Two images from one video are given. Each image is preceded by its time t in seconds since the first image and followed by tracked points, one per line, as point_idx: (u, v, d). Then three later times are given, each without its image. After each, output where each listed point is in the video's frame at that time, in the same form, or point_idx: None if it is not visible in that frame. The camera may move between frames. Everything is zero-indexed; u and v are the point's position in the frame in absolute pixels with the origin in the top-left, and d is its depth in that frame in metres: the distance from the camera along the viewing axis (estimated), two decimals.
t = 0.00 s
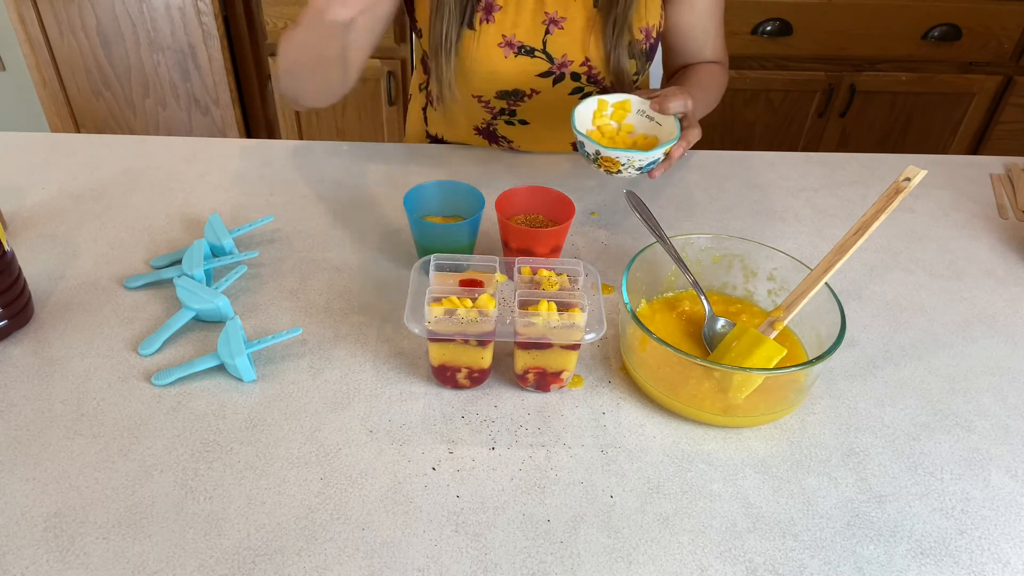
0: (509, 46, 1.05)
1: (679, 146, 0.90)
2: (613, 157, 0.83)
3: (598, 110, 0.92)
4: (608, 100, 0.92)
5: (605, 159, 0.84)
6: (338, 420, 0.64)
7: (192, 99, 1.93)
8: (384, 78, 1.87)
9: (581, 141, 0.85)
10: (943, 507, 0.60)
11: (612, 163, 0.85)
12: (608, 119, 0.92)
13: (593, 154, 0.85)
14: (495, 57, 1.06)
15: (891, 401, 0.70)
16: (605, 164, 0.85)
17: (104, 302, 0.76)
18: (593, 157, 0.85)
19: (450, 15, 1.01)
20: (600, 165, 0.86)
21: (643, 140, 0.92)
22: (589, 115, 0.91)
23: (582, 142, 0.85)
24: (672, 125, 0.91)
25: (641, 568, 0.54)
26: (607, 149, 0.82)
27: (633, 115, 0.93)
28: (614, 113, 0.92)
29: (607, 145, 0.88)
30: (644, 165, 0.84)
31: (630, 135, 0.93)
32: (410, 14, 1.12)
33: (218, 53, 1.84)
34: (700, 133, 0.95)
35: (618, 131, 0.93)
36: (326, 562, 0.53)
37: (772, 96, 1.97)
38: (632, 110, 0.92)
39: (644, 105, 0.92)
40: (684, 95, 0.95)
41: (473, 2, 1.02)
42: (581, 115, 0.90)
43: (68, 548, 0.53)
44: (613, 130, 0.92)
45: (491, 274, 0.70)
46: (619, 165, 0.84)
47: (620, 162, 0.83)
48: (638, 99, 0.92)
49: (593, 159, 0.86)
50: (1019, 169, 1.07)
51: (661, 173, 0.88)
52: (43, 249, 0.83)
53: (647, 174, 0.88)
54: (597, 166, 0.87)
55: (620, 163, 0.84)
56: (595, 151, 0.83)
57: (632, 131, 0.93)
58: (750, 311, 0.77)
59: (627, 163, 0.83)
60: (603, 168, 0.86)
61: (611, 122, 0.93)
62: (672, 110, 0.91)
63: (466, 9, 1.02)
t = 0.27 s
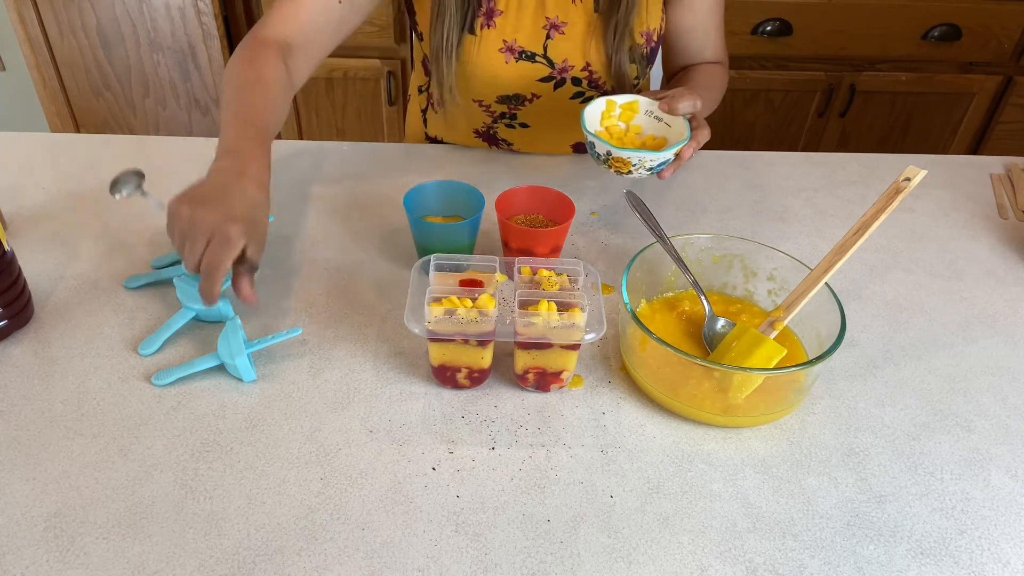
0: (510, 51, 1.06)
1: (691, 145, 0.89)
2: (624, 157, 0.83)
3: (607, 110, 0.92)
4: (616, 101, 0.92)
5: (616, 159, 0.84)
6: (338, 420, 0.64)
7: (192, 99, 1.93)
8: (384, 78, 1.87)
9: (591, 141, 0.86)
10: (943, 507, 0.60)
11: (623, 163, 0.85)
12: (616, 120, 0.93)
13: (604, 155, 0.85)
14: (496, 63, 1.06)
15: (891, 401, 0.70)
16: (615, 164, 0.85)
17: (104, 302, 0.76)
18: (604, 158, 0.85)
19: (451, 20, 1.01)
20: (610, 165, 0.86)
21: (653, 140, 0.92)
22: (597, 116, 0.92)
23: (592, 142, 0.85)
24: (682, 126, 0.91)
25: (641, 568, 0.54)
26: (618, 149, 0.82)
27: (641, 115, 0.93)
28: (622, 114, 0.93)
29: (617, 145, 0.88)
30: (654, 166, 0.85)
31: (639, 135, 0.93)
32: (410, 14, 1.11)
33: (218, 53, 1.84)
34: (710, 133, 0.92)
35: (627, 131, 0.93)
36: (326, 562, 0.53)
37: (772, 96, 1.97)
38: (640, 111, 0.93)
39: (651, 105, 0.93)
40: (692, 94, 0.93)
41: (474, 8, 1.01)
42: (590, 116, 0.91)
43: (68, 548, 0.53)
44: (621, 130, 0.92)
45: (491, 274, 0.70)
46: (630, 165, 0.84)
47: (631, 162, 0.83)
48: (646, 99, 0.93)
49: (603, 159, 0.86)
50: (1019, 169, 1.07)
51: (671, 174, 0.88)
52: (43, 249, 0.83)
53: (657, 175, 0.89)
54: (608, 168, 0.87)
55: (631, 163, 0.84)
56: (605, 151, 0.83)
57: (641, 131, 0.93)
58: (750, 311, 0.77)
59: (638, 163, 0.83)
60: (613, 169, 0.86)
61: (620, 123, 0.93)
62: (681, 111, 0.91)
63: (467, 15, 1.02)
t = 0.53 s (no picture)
0: (515, 57, 1.06)
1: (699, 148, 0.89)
2: (636, 162, 0.83)
3: (614, 114, 0.92)
4: (625, 104, 0.92)
5: (628, 164, 0.84)
6: (338, 420, 0.64)
7: (192, 99, 1.93)
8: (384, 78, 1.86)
9: (602, 146, 0.85)
10: (943, 507, 0.60)
11: (634, 168, 0.85)
12: (624, 124, 0.93)
13: (615, 160, 0.85)
14: (501, 69, 1.06)
15: (891, 401, 0.70)
16: (627, 169, 0.85)
17: (104, 302, 0.76)
18: (615, 163, 0.85)
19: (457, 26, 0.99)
20: (622, 170, 0.85)
21: (661, 143, 0.92)
22: (606, 119, 0.92)
23: (603, 147, 0.85)
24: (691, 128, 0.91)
25: (641, 569, 0.54)
26: (631, 154, 0.82)
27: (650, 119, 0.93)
28: (630, 118, 0.93)
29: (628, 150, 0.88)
30: (665, 170, 0.85)
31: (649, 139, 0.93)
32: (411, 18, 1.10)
33: (218, 53, 1.84)
34: (718, 134, 0.94)
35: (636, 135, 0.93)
36: (326, 562, 0.53)
37: (772, 96, 1.97)
38: (648, 114, 0.93)
39: (659, 108, 0.92)
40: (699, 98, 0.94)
41: (478, 16, 1.01)
42: (599, 120, 0.90)
43: (68, 548, 0.53)
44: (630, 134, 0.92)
45: (491, 274, 0.70)
46: (641, 170, 0.84)
47: (643, 166, 0.83)
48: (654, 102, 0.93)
49: (615, 164, 0.85)
50: (1019, 169, 1.07)
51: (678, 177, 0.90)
52: (43, 249, 0.83)
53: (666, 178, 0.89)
54: (618, 172, 0.87)
55: (643, 168, 0.84)
56: (618, 156, 0.82)
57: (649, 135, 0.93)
58: (750, 311, 0.77)
59: (650, 167, 0.83)
60: (623, 173, 0.86)
61: (628, 126, 0.93)
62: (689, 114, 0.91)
63: (472, 22, 1.01)
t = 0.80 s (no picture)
0: (515, 55, 1.06)
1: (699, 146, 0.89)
2: (636, 160, 0.83)
3: (615, 113, 0.92)
4: (624, 103, 0.92)
5: (628, 162, 0.84)
6: (338, 420, 0.64)
7: (192, 99, 1.93)
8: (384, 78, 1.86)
9: (601, 144, 0.85)
10: (943, 507, 0.59)
11: (634, 166, 0.85)
12: (624, 123, 0.93)
13: (615, 158, 0.85)
14: (502, 67, 1.06)
15: (891, 401, 0.70)
16: (626, 167, 0.85)
17: (104, 302, 0.76)
18: (615, 161, 0.85)
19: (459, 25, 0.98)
20: (622, 168, 0.86)
21: (660, 142, 0.92)
22: (606, 118, 0.92)
23: (603, 145, 0.85)
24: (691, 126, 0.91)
25: (641, 568, 0.54)
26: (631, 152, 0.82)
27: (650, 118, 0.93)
28: (630, 116, 0.93)
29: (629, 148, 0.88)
30: (665, 168, 0.85)
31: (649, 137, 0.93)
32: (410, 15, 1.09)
33: (218, 53, 1.84)
34: (718, 134, 0.94)
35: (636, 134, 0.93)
36: (326, 562, 0.53)
37: (772, 96, 1.97)
38: (647, 113, 0.93)
39: (659, 108, 0.93)
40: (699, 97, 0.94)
41: (479, 14, 1.01)
42: (598, 118, 0.90)
43: (68, 548, 0.53)
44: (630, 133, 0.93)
45: (491, 274, 0.70)
46: (641, 168, 0.84)
47: (643, 164, 0.83)
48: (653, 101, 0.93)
49: (615, 162, 0.86)
50: (1019, 169, 1.07)
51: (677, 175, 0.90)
52: (43, 249, 0.83)
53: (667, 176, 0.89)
54: (618, 170, 0.87)
55: (643, 166, 0.84)
56: (618, 153, 0.82)
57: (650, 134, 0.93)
58: (750, 311, 0.77)
59: (650, 165, 0.83)
60: (623, 171, 0.86)
61: (628, 125, 0.93)
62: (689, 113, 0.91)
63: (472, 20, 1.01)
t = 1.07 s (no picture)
0: (519, 54, 1.05)
1: (698, 142, 0.89)
2: (636, 154, 0.83)
3: (615, 108, 0.92)
4: (625, 99, 0.92)
5: (627, 156, 0.84)
6: (338, 420, 0.64)
7: (192, 99, 1.93)
8: (384, 78, 1.86)
9: (601, 138, 0.86)
10: (943, 507, 0.59)
11: (633, 160, 0.85)
12: (625, 118, 0.93)
13: (615, 152, 0.85)
14: (505, 67, 1.06)
15: (891, 401, 0.70)
16: (626, 162, 0.85)
17: (104, 302, 0.76)
18: (615, 155, 0.85)
19: (463, 24, 0.98)
20: (621, 163, 0.86)
21: (660, 138, 0.92)
22: (607, 113, 0.92)
23: (603, 139, 0.85)
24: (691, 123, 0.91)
25: (641, 568, 0.54)
26: (630, 145, 0.82)
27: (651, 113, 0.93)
28: (630, 112, 0.93)
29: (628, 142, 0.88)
30: (665, 162, 0.85)
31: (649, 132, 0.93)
32: (411, 14, 1.09)
33: (218, 53, 1.84)
34: (718, 129, 0.94)
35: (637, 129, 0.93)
36: (326, 562, 0.53)
37: (772, 96, 1.97)
38: (648, 109, 0.93)
39: (659, 103, 0.92)
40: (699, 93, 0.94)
41: (483, 13, 1.00)
42: (598, 113, 0.91)
43: (68, 548, 0.53)
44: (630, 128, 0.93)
45: (491, 274, 0.70)
46: (641, 162, 0.84)
47: (643, 158, 0.83)
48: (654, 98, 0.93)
49: (614, 156, 0.86)
50: (1019, 169, 1.07)
51: (678, 172, 0.89)
52: (43, 249, 0.83)
53: (667, 173, 0.90)
54: (618, 165, 0.87)
55: (643, 160, 0.84)
56: (618, 147, 0.83)
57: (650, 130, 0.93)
58: (750, 311, 0.77)
59: (650, 159, 0.83)
60: (623, 165, 0.86)
61: (628, 121, 0.93)
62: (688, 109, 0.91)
63: (476, 20, 1.01)
